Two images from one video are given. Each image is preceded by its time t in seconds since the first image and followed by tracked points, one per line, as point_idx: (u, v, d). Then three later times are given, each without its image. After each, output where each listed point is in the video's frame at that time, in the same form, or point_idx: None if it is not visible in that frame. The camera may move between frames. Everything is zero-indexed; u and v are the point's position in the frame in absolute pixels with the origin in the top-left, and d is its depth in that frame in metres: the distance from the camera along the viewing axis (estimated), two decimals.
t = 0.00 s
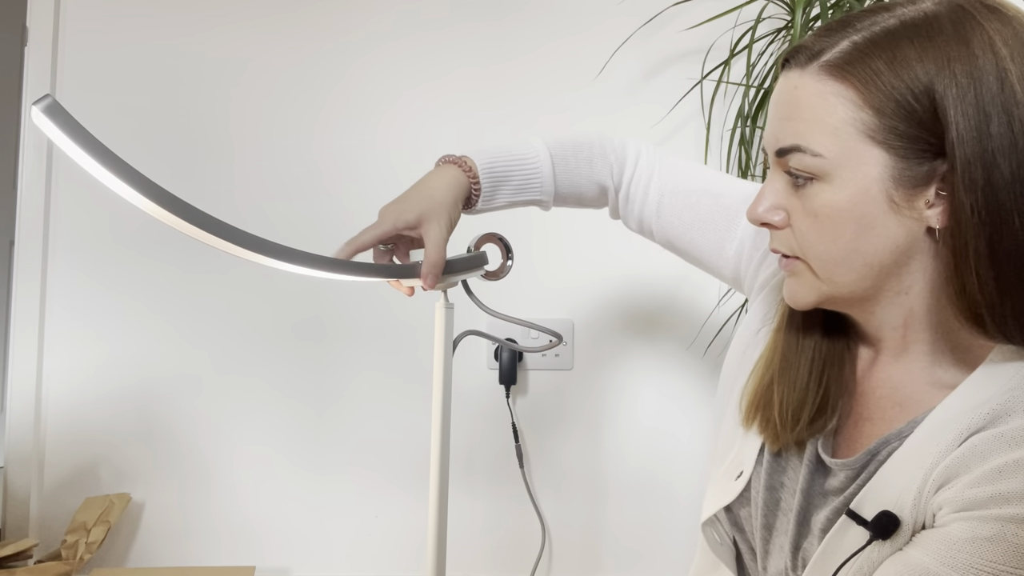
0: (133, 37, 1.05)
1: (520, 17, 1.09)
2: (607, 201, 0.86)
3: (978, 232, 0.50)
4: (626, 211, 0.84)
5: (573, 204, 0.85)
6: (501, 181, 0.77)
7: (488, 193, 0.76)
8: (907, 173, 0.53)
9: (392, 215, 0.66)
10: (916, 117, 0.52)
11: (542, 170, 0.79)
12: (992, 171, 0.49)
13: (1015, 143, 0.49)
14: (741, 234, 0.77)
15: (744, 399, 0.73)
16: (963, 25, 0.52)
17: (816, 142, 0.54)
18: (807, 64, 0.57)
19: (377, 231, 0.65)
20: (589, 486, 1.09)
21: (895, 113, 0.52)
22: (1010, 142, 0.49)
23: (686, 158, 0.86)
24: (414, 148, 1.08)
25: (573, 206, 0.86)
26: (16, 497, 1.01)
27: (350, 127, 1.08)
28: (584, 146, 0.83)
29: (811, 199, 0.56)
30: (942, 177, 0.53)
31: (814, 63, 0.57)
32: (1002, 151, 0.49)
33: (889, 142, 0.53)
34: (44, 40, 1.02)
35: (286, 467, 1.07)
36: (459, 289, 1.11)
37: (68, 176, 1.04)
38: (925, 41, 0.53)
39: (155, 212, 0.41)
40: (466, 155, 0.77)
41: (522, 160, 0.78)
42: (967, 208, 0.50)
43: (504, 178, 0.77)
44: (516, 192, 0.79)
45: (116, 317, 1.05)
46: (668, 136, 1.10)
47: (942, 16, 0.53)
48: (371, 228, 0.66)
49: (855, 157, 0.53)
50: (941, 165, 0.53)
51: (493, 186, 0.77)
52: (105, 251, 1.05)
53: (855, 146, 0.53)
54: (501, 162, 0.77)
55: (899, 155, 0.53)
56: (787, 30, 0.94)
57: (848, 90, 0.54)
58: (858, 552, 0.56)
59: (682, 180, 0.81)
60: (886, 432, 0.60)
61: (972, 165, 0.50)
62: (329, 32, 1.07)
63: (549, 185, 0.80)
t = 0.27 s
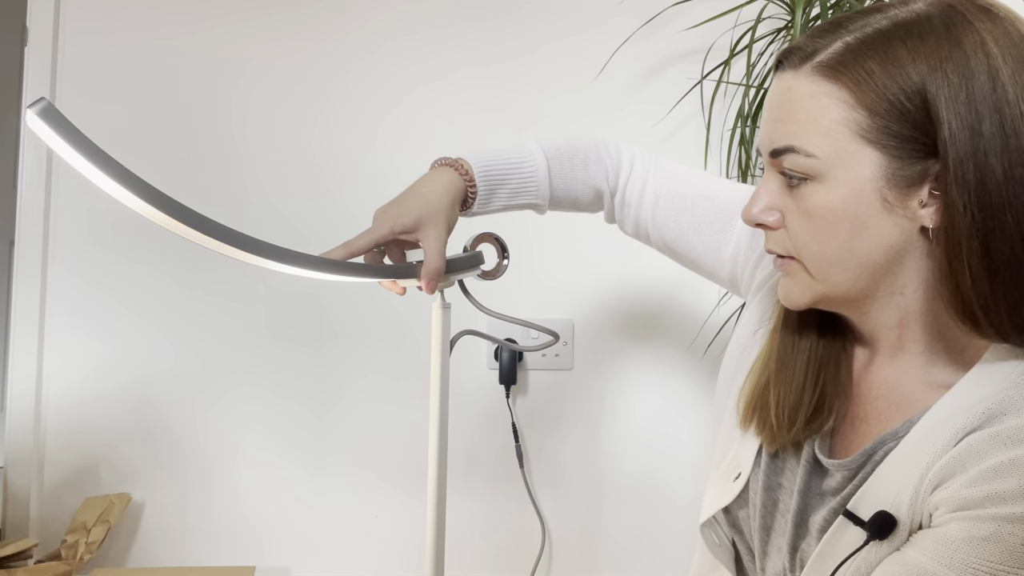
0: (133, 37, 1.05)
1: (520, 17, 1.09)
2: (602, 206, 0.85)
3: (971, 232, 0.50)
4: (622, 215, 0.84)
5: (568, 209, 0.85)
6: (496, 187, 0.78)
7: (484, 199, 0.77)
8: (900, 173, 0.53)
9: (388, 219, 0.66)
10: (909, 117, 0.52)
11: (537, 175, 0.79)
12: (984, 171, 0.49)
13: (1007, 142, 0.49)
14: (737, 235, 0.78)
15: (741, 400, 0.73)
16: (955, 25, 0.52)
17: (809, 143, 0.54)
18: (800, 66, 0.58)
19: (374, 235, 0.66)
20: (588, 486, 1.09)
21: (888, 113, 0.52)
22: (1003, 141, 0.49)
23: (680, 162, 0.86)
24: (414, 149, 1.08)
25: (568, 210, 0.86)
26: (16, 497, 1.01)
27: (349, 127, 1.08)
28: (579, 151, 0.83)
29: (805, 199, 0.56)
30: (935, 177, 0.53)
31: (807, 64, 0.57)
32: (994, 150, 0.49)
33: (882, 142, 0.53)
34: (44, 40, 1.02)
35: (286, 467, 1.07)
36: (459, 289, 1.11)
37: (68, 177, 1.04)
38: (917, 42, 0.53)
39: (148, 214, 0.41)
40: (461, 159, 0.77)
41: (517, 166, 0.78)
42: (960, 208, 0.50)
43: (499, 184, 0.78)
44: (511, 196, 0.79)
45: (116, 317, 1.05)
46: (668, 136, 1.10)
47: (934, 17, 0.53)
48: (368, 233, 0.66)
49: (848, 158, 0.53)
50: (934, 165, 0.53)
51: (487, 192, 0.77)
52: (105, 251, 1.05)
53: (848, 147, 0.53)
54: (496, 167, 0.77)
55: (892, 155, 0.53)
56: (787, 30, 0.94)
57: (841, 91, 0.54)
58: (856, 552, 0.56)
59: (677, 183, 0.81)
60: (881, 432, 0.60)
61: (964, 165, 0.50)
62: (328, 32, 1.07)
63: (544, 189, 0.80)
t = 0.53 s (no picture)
0: (133, 37, 1.05)
1: (519, 17, 1.09)
2: (600, 206, 0.85)
3: (969, 233, 0.50)
4: (620, 216, 0.84)
5: (565, 210, 0.84)
6: (493, 186, 0.77)
7: (481, 198, 0.77)
8: (898, 174, 0.53)
9: (386, 220, 0.66)
10: (907, 118, 0.52)
11: (534, 175, 0.79)
12: (982, 171, 0.49)
13: (1005, 143, 0.49)
14: (736, 235, 0.78)
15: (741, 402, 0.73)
16: (952, 26, 0.52)
17: (807, 145, 0.54)
18: (798, 67, 0.58)
19: (372, 236, 0.65)
20: (589, 486, 1.09)
21: (885, 114, 0.52)
22: (1001, 141, 0.49)
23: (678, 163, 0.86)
24: (414, 149, 1.08)
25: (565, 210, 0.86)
26: (16, 497, 1.01)
27: (349, 127, 1.08)
28: (577, 151, 0.83)
29: (803, 201, 0.56)
30: (933, 177, 0.53)
31: (804, 66, 0.57)
32: (991, 150, 0.49)
33: (880, 143, 0.53)
34: (44, 40, 1.02)
35: (287, 467, 1.08)
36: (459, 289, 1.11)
37: (68, 177, 1.04)
38: (914, 42, 0.53)
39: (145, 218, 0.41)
40: (458, 160, 0.76)
41: (515, 165, 0.78)
42: (958, 209, 0.50)
43: (497, 183, 0.78)
44: (509, 196, 0.79)
45: (116, 317, 1.05)
46: (668, 136, 1.10)
47: (931, 17, 0.54)
48: (365, 234, 0.66)
49: (846, 159, 0.53)
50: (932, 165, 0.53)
51: (485, 191, 0.77)
52: (105, 252, 1.05)
53: (846, 148, 0.53)
54: (492, 167, 0.77)
55: (890, 156, 0.53)
56: (788, 30, 0.94)
57: (838, 92, 0.54)
58: (855, 553, 0.56)
59: (674, 183, 0.81)
60: (881, 433, 0.60)
61: (962, 165, 0.50)
62: (328, 32, 1.07)
63: (541, 189, 0.80)
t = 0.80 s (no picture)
0: (133, 37, 1.05)
1: (519, 17, 1.09)
2: (598, 207, 0.85)
3: (967, 233, 0.50)
4: (620, 217, 0.84)
5: (564, 210, 0.84)
6: (490, 188, 0.77)
7: (479, 200, 0.77)
8: (897, 174, 0.53)
9: (385, 220, 0.66)
10: (906, 118, 0.52)
11: (532, 176, 0.79)
12: (981, 170, 0.49)
13: (1004, 142, 0.49)
14: (736, 235, 0.78)
15: (741, 403, 0.73)
16: (950, 26, 0.52)
17: (806, 145, 0.54)
18: (796, 68, 0.58)
19: (372, 237, 0.65)
20: (589, 486, 1.09)
21: (884, 114, 0.52)
22: (999, 141, 0.49)
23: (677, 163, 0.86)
24: (415, 149, 1.08)
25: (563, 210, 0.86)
26: (16, 497, 1.01)
27: (349, 127, 1.08)
28: (574, 152, 0.82)
29: (803, 201, 0.56)
30: (932, 177, 0.53)
31: (802, 67, 0.57)
32: (990, 150, 0.49)
33: (879, 143, 0.53)
34: (44, 40, 1.02)
35: (287, 467, 1.08)
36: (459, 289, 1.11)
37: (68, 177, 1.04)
38: (912, 43, 0.53)
39: (142, 224, 0.41)
40: (455, 161, 0.76)
41: (512, 167, 0.78)
42: (957, 208, 0.50)
43: (494, 185, 0.78)
44: (506, 198, 0.79)
45: (117, 317, 1.05)
46: (668, 136, 1.10)
47: (928, 18, 0.54)
48: (366, 234, 0.66)
49: (845, 160, 0.53)
50: (931, 165, 0.53)
51: (483, 194, 0.77)
52: (106, 252, 1.05)
53: (845, 148, 0.53)
54: (490, 168, 0.77)
55: (889, 156, 0.53)
56: (788, 30, 0.94)
57: (837, 93, 0.54)
58: (855, 553, 0.56)
59: (673, 184, 0.81)
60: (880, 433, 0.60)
61: (961, 165, 0.50)
62: (329, 32, 1.07)
63: (539, 191, 0.80)
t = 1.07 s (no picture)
0: (134, 38, 1.05)
1: (519, 17, 1.09)
2: (596, 208, 0.85)
3: (965, 232, 0.50)
4: (617, 218, 0.83)
5: (561, 211, 0.84)
6: (485, 189, 0.77)
7: (475, 200, 0.77)
8: (895, 174, 0.53)
9: (384, 223, 0.66)
10: (904, 118, 0.52)
11: (528, 177, 0.79)
12: (978, 170, 0.49)
13: (1001, 142, 0.49)
14: (734, 236, 0.78)
15: (739, 403, 0.73)
16: (947, 26, 0.52)
17: (804, 146, 0.54)
18: (794, 69, 0.58)
19: (371, 240, 0.65)
20: (589, 486, 1.09)
21: (882, 114, 0.52)
22: (996, 140, 0.49)
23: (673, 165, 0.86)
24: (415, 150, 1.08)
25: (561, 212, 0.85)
26: (16, 497, 1.02)
27: (349, 127, 1.08)
28: (571, 153, 0.82)
29: (801, 201, 0.55)
30: (930, 177, 0.53)
31: (800, 67, 0.57)
32: (987, 150, 0.49)
33: (877, 143, 0.53)
34: (45, 40, 1.02)
35: (286, 467, 1.08)
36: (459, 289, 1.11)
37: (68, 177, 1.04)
38: (909, 43, 0.53)
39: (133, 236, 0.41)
40: (451, 162, 0.76)
41: (507, 168, 0.78)
42: (954, 208, 0.50)
43: (490, 186, 0.78)
44: (502, 198, 0.79)
45: (117, 317, 1.05)
46: (668, 136, 1.10)
47: (925, 18, 0.54)
48: (364, 237, 0.65)
49: (843, 159, 0.53)
50: (930, 165, 0.53)
51: (478, 195, 0.77)
52: (106, 252, 1.05)
53: (843, 148, 0.53)
54: (485, 169, 0.77)
55: (887, 155, 0.53)
56: (788, 30, 0.94)
57: (835, 93, 0.54)
58: (853, 552, 0.56)
59: (671, 184, 0.81)
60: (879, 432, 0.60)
61: (958, 164, 0.50)
62: (329, 33, 1.07)
63: (535, 192, 0.80)
